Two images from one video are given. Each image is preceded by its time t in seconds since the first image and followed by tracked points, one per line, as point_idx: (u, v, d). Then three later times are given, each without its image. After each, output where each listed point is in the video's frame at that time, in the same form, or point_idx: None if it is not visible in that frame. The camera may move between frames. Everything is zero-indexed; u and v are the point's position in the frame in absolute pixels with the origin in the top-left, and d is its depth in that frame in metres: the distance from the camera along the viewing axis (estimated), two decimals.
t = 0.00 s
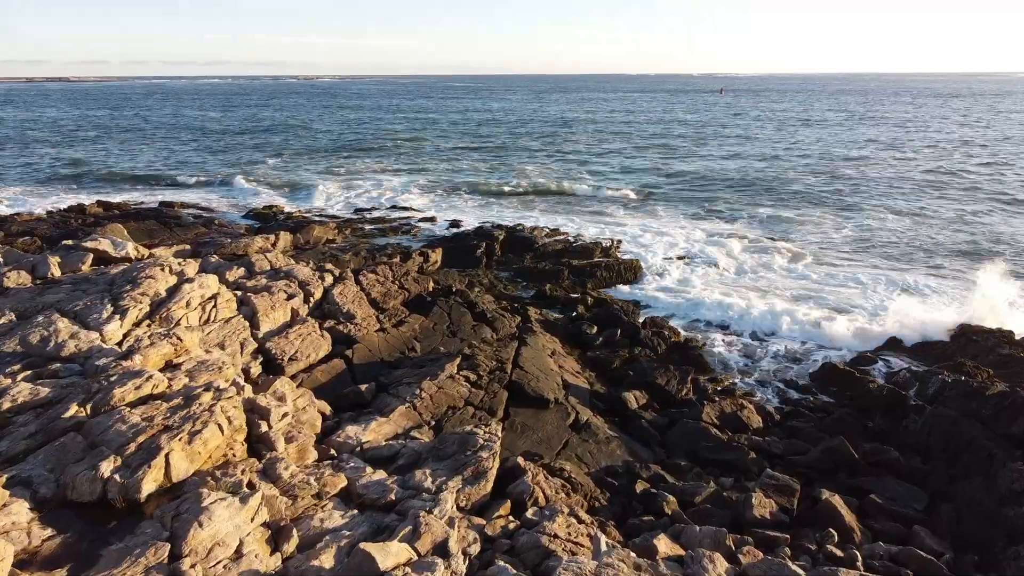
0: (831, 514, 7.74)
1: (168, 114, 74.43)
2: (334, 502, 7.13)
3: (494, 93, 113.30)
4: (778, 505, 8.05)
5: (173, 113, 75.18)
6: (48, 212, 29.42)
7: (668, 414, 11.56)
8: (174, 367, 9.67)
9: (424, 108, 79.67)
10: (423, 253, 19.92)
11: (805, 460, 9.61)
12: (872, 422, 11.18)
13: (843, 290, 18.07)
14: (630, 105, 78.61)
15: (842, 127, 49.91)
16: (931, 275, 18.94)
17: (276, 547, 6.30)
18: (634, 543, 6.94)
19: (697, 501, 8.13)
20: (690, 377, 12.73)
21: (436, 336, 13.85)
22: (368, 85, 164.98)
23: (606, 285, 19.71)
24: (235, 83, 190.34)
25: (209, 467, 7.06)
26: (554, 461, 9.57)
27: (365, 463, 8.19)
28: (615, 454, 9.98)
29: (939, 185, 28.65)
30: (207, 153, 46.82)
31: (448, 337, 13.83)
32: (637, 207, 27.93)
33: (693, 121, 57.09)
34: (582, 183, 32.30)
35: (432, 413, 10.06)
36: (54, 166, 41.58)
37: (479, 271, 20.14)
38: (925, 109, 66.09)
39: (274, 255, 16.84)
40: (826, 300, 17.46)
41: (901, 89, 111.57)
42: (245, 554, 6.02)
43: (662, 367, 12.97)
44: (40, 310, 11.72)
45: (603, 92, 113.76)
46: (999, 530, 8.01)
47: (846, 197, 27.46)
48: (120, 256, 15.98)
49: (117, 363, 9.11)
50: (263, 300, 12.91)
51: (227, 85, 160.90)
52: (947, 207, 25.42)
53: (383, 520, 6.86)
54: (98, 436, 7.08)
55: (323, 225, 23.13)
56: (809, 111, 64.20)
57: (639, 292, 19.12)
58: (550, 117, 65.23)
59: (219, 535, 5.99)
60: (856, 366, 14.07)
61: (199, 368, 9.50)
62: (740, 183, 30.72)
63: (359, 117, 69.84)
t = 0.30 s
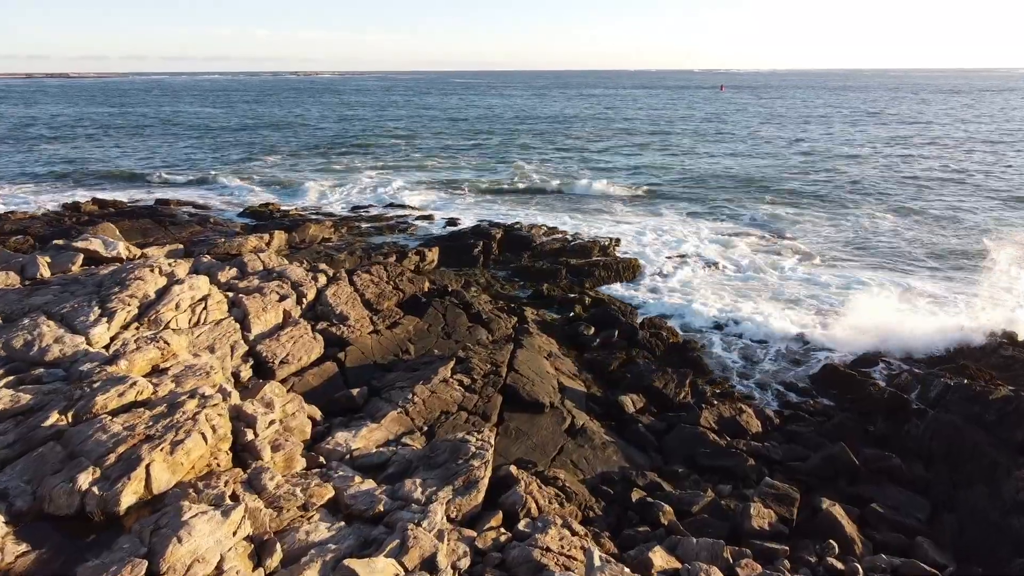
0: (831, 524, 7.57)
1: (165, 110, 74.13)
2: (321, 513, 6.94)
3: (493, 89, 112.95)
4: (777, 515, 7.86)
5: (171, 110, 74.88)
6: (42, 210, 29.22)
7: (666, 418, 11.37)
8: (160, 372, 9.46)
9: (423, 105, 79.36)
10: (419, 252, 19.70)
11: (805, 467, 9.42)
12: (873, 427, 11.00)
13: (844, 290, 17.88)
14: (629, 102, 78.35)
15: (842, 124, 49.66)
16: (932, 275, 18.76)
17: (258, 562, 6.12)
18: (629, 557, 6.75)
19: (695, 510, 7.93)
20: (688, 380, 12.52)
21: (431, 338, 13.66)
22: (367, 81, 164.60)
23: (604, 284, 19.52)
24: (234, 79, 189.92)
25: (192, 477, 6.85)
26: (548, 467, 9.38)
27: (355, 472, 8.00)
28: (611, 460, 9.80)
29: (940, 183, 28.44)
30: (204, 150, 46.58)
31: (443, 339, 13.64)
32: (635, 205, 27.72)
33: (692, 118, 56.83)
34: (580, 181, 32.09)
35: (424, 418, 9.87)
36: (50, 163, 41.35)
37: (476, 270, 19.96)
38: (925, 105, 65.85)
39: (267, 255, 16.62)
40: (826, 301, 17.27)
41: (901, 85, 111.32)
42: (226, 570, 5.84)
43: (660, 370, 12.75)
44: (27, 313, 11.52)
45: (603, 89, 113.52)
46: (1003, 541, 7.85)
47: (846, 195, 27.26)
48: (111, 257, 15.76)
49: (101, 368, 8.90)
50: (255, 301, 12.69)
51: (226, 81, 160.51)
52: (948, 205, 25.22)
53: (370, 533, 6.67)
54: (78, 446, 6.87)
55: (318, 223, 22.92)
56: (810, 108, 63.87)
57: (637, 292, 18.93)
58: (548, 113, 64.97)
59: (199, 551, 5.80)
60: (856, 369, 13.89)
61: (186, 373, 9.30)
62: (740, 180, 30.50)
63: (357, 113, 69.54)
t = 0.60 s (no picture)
0: (832, 537, 7.38)
1: (163, 107, 73.86)
2: (307, 526, 6.74)
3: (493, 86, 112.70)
4: (777, 527, 7.66)
5: (168, 106, 74.60)
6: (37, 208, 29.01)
7: (663, 422, 11.17)
8: (146, 377, 9.24)
9: (422, 101, 79.07)
10: (415, 251, 19.46)
11: (805, 475, 9.22)
12: (874, 432, 10.82)
13: (845, 291, 17.71)
14: (628, 98, 78.12)
15: (843, 121, 49.41)
16: (933, 276, 18.58)
17: None
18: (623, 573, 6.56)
19: (692, 521, 7.74)
20: (686, 383, 12.31)
21: (425, 340, 13.47)
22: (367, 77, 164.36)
23: (602, 284, 19.33)
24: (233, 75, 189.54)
25: (173, 489, 6.64)
26: (543, 475, 9.19)
27: (343, 481, 7.79)
28: (608, 467, 9.61)
29: (941, 182, 28.24)
30: (201, 147, 46.34)
31: (437, 341, 13.44)
32: (634, 204, 27.53)
33: (692, 115, 56.59)
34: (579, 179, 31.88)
35: (416, 424, 9.67)
36: (46, 160, 41.12)
37: (473, 270, 19.76)
38: (926, 102, 65.56)
39: (261, 255, 16.39)
40: (826, 303, 17.07)
41: (902, 81, 111.07)
42: None
43: (658, 372, 12.54)
44: (13, 315, 11.29)
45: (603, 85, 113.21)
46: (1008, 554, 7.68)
47: (847, 193, 27.07)
48: (102, 257, 15.53)
49: (85, 374, 8.69)
50: (246, 303, 12.47)
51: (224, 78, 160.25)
52: (949, 204, 25.04)
53: (357, 548, 6.47)
54: (54, 458, 6.65)
55: (314, 222, 22.71)
56: (810, 105, 63.55)
57: (634, 291, 18.75)
58: (547, 110, 64.68)
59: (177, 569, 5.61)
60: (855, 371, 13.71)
61: (173, 379, 9.09)
62: (739, 178, 30.30)
63: (356, 110, 69.25)
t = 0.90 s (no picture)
0: (833, 548, 7.19)
1: (161, 103, 73.46)
2: (293, 539, 6.54)
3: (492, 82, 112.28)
4: (776, 539, 7.47)
5: (166, 102, 74.22)
6: (31, 205, 28.78)
7: (661, 427, 10.96)
8: (131, 383, 9.02)
9: (421, 98, 78.70)
10: (410, 250, 19.23)
11: (805, 482, 9.04)
12: (875, 436, 10.63)
13: (845, 292, 17.48)
14: (629, 95, 77.74)
15: (844, 118, 49.09)
16: (935, 276, 18.36)
17: None
18: None
19: (689, 532, 7.54)
20: (685, 386, 12.10)
21: (419, 342, 13.27)
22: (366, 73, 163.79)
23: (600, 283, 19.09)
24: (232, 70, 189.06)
25: (153, 501, 6.44)
26: (538, 483, 8.99)
27: (331, 491, 7.59)
28: (604, 473, 9.40)
29: (942, 179, 28.00)
30: (199, 143, 46.07)
31: (432, 343, 13.24)
32: (632, 202, 27.28)
33: (692, 112, 56.26)
34: (577, 177, 31.62)
35: (409, 430, 9.46)
36: (42, 157, 40.83)
37: (470, 269, 19.54)
38: (928, 98, 65.20)
39: (254, 255, 16.16)
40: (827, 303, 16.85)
41: (901, 77, 110.80)
42: None
43: (656, 375, 12.33)
44: None
45: (603, 81, 112.76)
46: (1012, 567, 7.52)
47: (847, 191, 26.83)
48: (92, 257, 15.29)
49: (68, 381, 8.48)
50: (237, 304, 12.24)
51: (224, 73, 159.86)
52: (951, 202, 24.80)
53: (343, 562, 6.27)
54: (30, 469, 6.45)
55: (310, 220, 22.49)
56: (812, 101, 63.23)
57: (633, 290, 18.53)
58: (547, 107, 64.34)
59: None
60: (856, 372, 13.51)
61: (158, 385, 8.87)
62: (739, 176, 30.07)
63: (354, 106, 68.89)
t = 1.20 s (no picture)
0: (834, 561, 7.01)
1: (158, 98, 73.06)
2: (277, 553, 6.34)
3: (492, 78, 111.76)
4: (775, 551, 7.27)
5: (164, 98, 73.83)
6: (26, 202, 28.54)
7: (658, 431, 10.75)
8: (116, 389, 8.80)
9: (420, 93, 78.24)
10: (406, 249, 19.00)
11: (806, 490, 8.86)
12: (877, 440, 10.43)
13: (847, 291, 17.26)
14: (629, 90, 77.27)
15: (845, 114, 48.73)
16: (937, 275, 18.13)
17: None
18: None
19: (686, 544, 7.36)
20: (683, 389, 11.90)
21: (413, 343, 13.07)
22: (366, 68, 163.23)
23: (598, 282, 18.86)
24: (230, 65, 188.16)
25: (132, 516, 6.24)
26: (532, 490, 8.79)
27: (319, 501, 7.39)
28: (600, 480, 9.20)
29: (945, 176, 27.73)
30: (195, 139, 45.77)
31: (426, 345, 13.04)
32: (631, 199, 27.02)
33: (693, 108, 55.89)
34: (577, 174, 31.34)
35: (400, 437, 9.26)
36: (37, 153, 40.55)
37: (466, 267, 19.32)
38: (930, 94, 64.77)
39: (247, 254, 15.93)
40: (828, 303, 16.63)
41: (903, 72, 110.33)
42: None
43: (654, 378, 12.10)
44: None
45: (603, 76, 112.27)
46: None
47: (849, 188, 26.57)
48: (83, 257, 15.05)
49: (50, 388, 8.26)
50: (227, 305, 12.01)
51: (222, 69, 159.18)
52: (953, 200, 24.55)
53: None
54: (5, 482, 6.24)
55: (305, 218, 22.24)
56: (813, 97, 62.82)
57: (632, 290, 18.29)
58: (547, 103, 63.96)
59: None
60: (857, 374, 13.31)
61: (143, 391, 8.66)
62: (739, 173, 29.80)
63: (353, 102, 68.47)
